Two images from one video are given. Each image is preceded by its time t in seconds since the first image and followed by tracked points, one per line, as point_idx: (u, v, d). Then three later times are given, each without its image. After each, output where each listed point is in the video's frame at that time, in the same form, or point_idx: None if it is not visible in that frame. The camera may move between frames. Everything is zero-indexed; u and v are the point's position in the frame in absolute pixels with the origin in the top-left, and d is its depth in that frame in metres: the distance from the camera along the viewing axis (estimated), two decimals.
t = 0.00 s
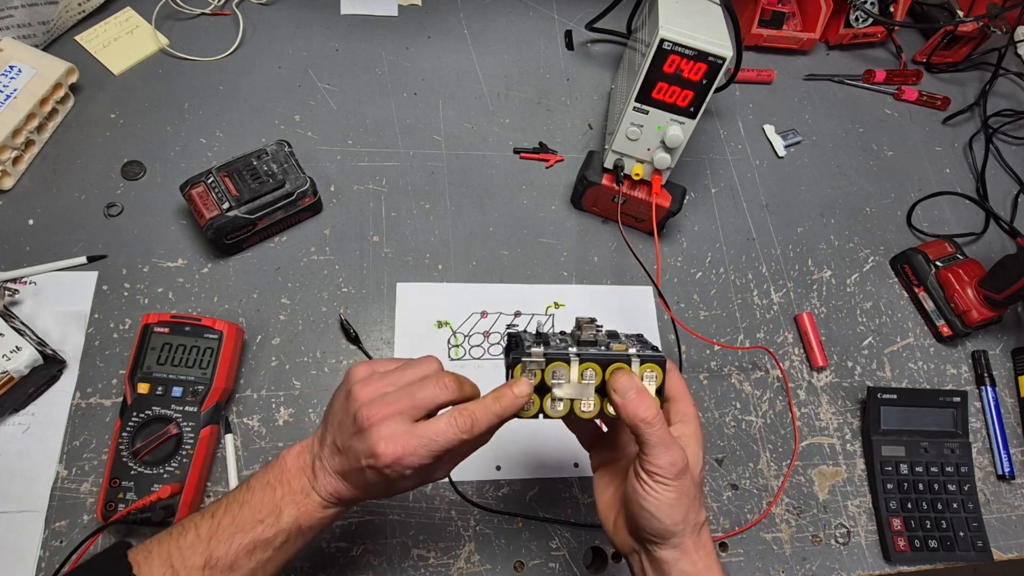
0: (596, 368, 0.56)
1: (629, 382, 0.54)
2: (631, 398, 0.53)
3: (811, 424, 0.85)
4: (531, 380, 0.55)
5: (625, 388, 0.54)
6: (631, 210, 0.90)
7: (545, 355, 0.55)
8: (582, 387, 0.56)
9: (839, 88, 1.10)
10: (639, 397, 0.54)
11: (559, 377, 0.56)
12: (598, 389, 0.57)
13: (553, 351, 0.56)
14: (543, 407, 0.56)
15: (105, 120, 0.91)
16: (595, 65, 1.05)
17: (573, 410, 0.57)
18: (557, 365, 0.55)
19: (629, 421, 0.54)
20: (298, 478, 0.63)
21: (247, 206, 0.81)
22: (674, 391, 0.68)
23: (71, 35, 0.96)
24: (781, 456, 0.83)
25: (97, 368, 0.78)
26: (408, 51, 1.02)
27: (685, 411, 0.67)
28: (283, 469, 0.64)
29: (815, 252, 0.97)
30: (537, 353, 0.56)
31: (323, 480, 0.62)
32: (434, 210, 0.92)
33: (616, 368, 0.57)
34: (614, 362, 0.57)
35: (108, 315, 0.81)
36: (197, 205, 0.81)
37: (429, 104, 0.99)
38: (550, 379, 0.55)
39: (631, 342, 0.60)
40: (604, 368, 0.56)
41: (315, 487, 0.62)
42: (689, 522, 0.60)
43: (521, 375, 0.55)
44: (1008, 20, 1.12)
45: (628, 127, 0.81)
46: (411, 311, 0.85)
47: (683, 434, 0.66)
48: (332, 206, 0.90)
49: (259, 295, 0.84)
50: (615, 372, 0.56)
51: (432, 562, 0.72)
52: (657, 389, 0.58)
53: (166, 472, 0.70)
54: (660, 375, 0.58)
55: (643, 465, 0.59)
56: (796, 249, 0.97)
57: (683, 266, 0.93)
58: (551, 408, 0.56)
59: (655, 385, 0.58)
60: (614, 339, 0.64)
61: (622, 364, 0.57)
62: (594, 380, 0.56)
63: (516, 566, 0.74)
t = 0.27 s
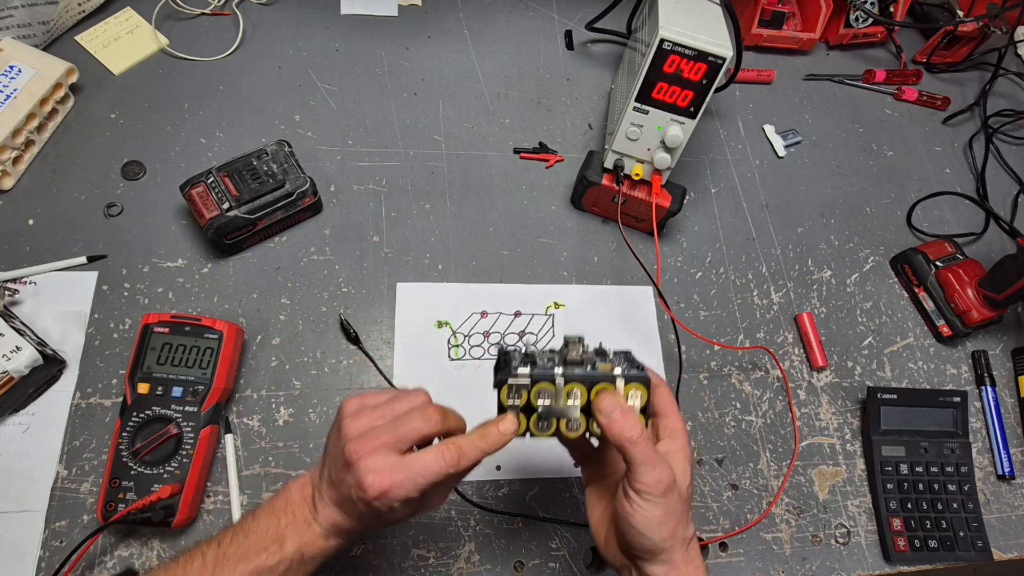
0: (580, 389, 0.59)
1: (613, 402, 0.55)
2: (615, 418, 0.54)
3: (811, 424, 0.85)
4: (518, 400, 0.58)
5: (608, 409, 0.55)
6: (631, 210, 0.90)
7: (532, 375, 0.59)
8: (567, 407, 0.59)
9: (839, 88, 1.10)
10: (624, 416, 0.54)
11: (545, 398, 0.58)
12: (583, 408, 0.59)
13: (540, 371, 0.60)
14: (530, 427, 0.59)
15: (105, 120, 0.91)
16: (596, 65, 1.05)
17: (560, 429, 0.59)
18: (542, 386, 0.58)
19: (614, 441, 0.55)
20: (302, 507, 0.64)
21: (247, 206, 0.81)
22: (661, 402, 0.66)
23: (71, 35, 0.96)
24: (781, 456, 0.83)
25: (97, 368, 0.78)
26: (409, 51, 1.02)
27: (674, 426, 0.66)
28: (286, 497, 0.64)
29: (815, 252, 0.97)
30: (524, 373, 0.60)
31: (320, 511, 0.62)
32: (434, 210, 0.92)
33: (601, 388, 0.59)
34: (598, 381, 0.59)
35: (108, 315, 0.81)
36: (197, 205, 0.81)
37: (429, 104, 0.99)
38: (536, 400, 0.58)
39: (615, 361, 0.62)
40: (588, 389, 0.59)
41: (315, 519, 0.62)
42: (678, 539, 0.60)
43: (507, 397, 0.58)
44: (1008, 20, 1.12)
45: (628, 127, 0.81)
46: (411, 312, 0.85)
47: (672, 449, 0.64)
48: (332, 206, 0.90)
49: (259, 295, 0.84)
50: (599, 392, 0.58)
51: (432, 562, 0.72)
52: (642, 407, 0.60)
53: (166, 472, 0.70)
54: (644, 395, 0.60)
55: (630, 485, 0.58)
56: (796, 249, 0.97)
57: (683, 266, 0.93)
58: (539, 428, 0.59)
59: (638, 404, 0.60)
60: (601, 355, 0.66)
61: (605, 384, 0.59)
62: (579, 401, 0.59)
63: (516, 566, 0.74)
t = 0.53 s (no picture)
0: (534, 483, 0.59)
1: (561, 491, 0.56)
2: (563, 503, 0.55)
3: (811, 424, 0.85)
4: (478, 494, 0.58)
5: (558, 496, 0.56)
6: (631, 210, 0.90)
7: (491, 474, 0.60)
8: (523, 501, 0.58)
9: (839, 88, 1.10)
10: (572, 504, 0.55)
11: (503, 492, 0.59)
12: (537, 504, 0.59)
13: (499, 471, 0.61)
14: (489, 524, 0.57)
15: (105, 120, 0.91)
16: (595, 65, 1.05)
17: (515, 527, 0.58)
18: (500, 479, 0.59)
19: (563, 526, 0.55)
20: None
21: (247, 206, 0.81)
22: (603, 502, 0.63)
23: (71, 35, 0.96)
24: (781, 456, 0.83)
25: (97, 368, 0.78)
26: (409, 51, 1.02)
27: (616, 522, 0.61)
28: None
29: (815, 252, 0.97)
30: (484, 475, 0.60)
31: None
32: (434, 210, 0.92)
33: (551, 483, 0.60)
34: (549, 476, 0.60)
35: (108, 315, 0.81)
36: (197, 205, 0.81)
37: (429, 104, 0.99)
38: (496, 493, 0.58)
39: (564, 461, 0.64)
40: (540, 483, 0.59)
41: None
42: None
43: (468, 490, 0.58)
44: (1008, 20, 1.12)
45: (628, 127, 0.81)
46: (411, 312, 0.85)
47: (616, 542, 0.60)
48: (332, 206, 0.90)
49: (259, 295, 0.84)
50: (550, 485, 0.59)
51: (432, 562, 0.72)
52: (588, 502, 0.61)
53: (166, 472, 0.70)
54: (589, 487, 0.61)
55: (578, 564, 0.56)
56: (796, 249, 0.97)
57: (683, 266, 0.93)
58: (497, 524, 0.57)
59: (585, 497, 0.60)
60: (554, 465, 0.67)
61: (555, 479, 0.60)
62: (533, 493, 0.59)
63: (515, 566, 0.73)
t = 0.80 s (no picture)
0: (419, 469, 0.61)
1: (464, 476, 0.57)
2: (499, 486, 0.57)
3: (811, 424, 0.85)
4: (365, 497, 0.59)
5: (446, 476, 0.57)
6: (631, 210, 0.90)
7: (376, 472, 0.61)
8: (410, 489, 0.59)
9: (839, 88, 1.10)
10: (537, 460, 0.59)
11: (389, 487, 0.59)
12: (428, 489, 0.60)
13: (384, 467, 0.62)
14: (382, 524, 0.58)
15: (105, 120, 0.91)
16: (595, 65, 1.05)
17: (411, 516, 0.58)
18: (384, 476, 0.60)
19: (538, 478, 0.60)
20: None
21: (247, 206, 0.81)
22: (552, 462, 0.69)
23: (71, 35, 0.96)
24: (781, 456, 0.83)
25: (97, 368, 0.78)
26: (409, 51, 1.02)
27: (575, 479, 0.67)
28: None
29: (815, 252, 0.97)
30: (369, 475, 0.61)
31: None
32: (434, 210, 0.92)
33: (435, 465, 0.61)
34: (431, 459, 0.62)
35: (108, 315, 0.81)
36: (196, 205, 0.81)
37: (429, 104, 0.99)
38: (381, 490, 0.59)
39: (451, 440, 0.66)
40: (423, 467, 0.61)
41: None
42: None
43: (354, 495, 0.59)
44: (1008, 20, 1.12)
45: (628, 127, 0.81)
46: (411, 312, 0.85)
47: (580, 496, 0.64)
48: (332, 206, 0.90)
49: (259, 295, 0.84)
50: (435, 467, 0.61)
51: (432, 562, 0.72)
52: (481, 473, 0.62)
53: (166, 472, 0.70)
54: (478, 456, 0.63)
55: (547, 528, 0.59)
56: (796, 249, 0.97)
57: (683, 266, 0.93)
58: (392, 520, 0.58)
59: (476, 466, 0.62)
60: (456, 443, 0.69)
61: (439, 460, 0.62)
62: (422, 479, 0.60)
63: (515, 566, 0.73)
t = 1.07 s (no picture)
0: (375, 491, 0.61)
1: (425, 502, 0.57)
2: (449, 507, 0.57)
3: (811, 424, 0.85)
4: (320, 522, 0.59)
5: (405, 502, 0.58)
6: (631, 210, 0.90)
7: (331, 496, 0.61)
8: (368, 512, 0.60)
9: (839, 88, 1.10)
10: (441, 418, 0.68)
11: (344, 510, 0.60)
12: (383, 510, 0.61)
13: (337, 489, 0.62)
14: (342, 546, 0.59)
15: (105, 120, 0.91)
16: (595, 65, 1.05)
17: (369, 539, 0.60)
18: (340, 500, 0.60)
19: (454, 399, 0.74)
20: None
21: (247, 206, 0.81)
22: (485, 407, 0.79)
23: (71, 35, 0.96)
24: (781, 456, 0.83)
25: (97, 368, 0.78)
26: (409, 51, 1.02)
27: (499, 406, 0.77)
28: None
29: (815, 252, 0.97)
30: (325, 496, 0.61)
31: None
32: (434, 210, 0.92)
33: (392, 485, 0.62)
34: (388, 478, 0.62)
35: (108, 316, 0.81)
36: (196, 205, 0.81)
37: (429, 104, 0.99)
38: (337, 514, 0.60)
39: (407, 456, 0.65)
40: (382, 488, 0.62)
41: None
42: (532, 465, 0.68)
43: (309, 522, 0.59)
44: (1008, 20, 1.12)
45: (628, 127, 0.81)
46: (411, 312, 0.84)
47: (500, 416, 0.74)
48: (332, 206, 0.90)
49: (259, 295, 0.84)
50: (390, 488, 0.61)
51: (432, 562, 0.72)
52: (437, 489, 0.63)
53: (166, 472, 0.70)
54: (433, 475, 0.63)
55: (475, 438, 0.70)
56: (796, 249, 0.97)
57: (683, 266, 0.93)
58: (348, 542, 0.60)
59: (430, 485, 0.62)
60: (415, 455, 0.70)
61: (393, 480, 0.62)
62: (377, 501, 0.61)
63: (515, 566, 0.73)
